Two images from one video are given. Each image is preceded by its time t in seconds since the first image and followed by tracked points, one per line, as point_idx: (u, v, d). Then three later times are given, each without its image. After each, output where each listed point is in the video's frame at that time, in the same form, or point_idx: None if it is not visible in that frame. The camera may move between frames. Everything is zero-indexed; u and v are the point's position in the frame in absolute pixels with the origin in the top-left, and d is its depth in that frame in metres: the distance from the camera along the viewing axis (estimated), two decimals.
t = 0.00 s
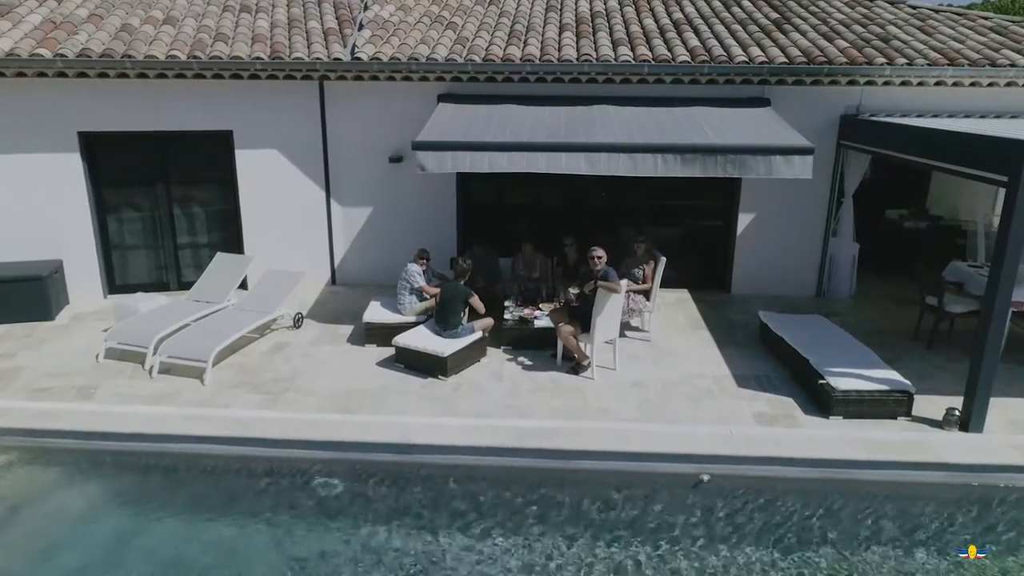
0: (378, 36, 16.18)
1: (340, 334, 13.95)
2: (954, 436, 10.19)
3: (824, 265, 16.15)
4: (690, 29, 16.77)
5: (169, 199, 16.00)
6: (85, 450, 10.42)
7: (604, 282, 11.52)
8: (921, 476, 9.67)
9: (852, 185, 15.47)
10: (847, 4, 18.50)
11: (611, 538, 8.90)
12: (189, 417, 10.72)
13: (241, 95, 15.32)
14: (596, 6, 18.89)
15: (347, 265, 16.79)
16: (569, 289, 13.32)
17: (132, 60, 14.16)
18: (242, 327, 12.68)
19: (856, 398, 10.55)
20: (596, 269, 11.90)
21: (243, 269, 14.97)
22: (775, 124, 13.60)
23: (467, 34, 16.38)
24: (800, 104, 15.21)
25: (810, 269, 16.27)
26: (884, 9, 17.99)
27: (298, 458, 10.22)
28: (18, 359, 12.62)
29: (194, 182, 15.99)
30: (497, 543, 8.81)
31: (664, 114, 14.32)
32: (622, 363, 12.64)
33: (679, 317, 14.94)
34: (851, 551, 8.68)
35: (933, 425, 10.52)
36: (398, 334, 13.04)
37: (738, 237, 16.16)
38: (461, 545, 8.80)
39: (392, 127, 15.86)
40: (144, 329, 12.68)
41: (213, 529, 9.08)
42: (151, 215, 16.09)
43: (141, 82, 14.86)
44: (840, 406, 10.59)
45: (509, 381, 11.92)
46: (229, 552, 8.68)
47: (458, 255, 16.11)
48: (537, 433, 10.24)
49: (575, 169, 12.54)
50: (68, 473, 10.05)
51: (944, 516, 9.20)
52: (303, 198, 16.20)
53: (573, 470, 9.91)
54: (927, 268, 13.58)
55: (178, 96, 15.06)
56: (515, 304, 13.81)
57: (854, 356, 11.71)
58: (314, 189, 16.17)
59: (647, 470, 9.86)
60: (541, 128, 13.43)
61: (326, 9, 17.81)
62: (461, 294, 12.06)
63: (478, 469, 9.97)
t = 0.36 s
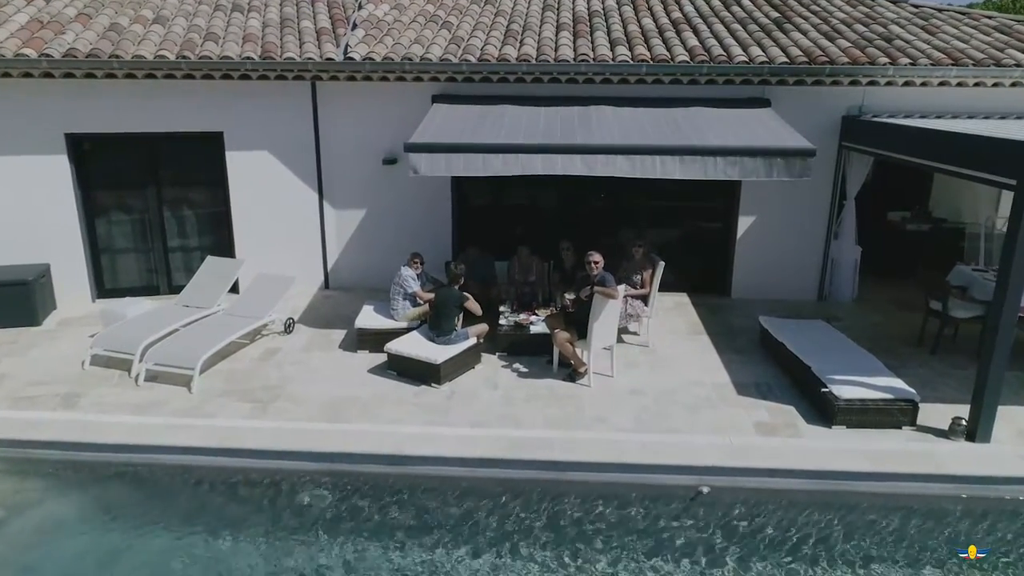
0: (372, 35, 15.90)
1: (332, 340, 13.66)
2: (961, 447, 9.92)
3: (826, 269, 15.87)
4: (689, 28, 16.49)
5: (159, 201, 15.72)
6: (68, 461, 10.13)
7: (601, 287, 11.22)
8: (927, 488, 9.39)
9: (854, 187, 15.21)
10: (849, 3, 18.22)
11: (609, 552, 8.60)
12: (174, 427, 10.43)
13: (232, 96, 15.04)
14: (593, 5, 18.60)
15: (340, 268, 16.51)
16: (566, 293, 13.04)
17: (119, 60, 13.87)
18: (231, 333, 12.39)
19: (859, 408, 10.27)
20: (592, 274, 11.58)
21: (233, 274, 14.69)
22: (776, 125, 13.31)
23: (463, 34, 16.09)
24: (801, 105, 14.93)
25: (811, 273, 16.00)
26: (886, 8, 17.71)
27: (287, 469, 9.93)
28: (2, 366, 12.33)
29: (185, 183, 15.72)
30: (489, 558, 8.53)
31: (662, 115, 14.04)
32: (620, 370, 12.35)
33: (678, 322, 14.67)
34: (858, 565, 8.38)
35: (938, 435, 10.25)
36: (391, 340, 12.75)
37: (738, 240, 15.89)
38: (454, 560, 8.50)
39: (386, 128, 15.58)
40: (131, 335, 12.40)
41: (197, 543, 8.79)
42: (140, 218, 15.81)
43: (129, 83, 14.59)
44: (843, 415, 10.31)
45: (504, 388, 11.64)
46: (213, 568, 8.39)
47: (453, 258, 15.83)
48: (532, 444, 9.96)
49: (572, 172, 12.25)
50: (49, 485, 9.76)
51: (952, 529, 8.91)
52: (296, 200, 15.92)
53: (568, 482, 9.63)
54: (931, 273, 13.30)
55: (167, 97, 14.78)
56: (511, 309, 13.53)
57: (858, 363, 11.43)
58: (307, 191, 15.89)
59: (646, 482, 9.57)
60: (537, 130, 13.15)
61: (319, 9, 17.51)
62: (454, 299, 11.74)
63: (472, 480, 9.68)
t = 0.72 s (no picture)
0: (365, 35, 15.52)
1: (324, 348, 13.27)
2: (974, 461, 9.53)
3: (831, 274, 15.50)
4: (690, 27, 16.10)
5: (147, 204, 15.34)
6: (45, 476, 9.74)
7: (600, 295, 10.91)
8: (940, 506, 9.00)
9: (859, 190, 14.84)
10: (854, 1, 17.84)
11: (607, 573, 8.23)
12: (157, 441, 10.05)
13: (222, 97, 14.67)
14: (593, 4, 18.21)
15: (333, 273, 16.13)
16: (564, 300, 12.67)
17: (105, 60, 13.51)
18: (219, 341, 12.01)
19: (867, 420, 9.90)
20: (591, 281, 11.24)
21: (223, 279, 14.31)
22: (780, 127, 12.93)
23: (458, 33, 15.71)
24: (805, 106, 14.55)
25: (816, 278, 15.62)
26: (892, 7, 17.32)
27: (273, 485, 9.55)
28: None
29: (174, 186, 15.33)
30: None
31: (663, 116, 13.67)
32: (619, 379, 11.97)
33: (679, 329, 14.28)
34: None
35: (951, 449, 9.86)
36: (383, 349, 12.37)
37: (741, 244, 15.51)
38: None
39: (380, 130, 15.21)
40: (115, 344, 12.01)
41: (177, 564, 8.42)
42: (128, 221, 15.41)
43: (116, 83, 14.23)
44: (851, 428, 9.94)
45: (499, 399, 11.26)
46: None
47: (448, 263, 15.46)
48: (528, 459, 9.59)
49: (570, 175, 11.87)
50: (25, 501, 9.38)
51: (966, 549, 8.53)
52: (288, 203, 15.54)
53: (566, 499, 9.25)
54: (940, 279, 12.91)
55: (155, 98, 14.41)
56: (508, 316, 13.16)
57: (866, 373, 11.06)
58: (299, 194, 15.51)
59: (647, 498, 9.19)
60: (534, 131, 12.77)
61: (313, 8, 17.12)
62: (449, 306, 11.40)
63: (466, 497, 9.30)
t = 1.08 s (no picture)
0: (357, 32, 15.07)
1: (312, 356, 12.81)
2: (990, 479, 9.07)
3: (837, 278, 15.04)
4: (692, 25, 15.64)
5: (131, 207, 14.88)
6: (15, 493, 9.30)
7: (598, 303, 10.48)
8: (956, 527, 8.54)
9: (866, 192, 14.40)
10: None
11: None
12: (133, 456, 9.59)
13: (208, 96, 14.24)
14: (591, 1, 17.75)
15: (324, 278, 15.68)
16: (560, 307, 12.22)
17: (85, 58, 13.08)
18: (201, 351, 11.56)
19: (878, 435, 9.45)
20: (589, 287, 10.78)
21: (209, 285, 13.87)
22: (785, 127, 12.47)
23: (453, 31, 15.25)
24: (810, 105, 14.10)
25: (820, 283, 15.17)
26: (898, 4, 16.86)
27: (254, 504, 9.08)
28: None
29: (160, 188, 14.88)
30: None
31: (663, 116, 13.22)
32: (618, 390, 11.51)
33: (680, 336, 13.83)
34: None
35: (965, 465, 9.41)
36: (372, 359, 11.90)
37: (743, 248, 15.06)
38: None
39: (372, 130, 14.77)
40: (93, 354, 11.56)
41: None
42: (112, 224, 14.96)
43: (98, 82, 13.79)
44: (860, 443, 9.49)
45: (493, 411, 10.80)
46: None
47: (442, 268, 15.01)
48: (521, 476, 9.13)
49: (566, 177, 11.42)
50: None
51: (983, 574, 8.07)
52: (276, 206, 15.11)
53: (562, 518, 8.80)
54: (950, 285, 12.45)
55: (138, 98, 13.98)
56: (502, 323, 12.71)
57: (875, 385, 10.60)
58: (287, 196, 15.08)
59: (647, 519, 8.73)
60: (529, 132, 12.32)
61: (303, 5, 16.65)
62: (441, 315, 10.93)
63: (456, 517, 8.84)
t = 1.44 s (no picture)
0: (346, 30, 14.59)
1: (297, 366, 12.32)
2: (1007, 499, 8.60)
3: (841, 283, 14.58)
4: (691, 22, 15.16)
5: (112, 210, 14.41)
6: None
7: (593, 311, 9.93)
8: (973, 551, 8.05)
9: (871, 194, 13.94)
10: None
11: None
12: (103, 474, 9.10)
13: (191, 96, 13.79)
14: None
15: (312, 283, 15.21)
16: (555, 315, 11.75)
17: (62, 56, 12.61)
18: (180, 361, 11.08)
19: (887, 452, 8.99)
20: (584, 295, 10.26)
21: (191, 291, 13.39)
22: (788, 128, 12.01)
23: (445, 28, 14.78)
24: (813, 106, 13.64)
25: (825, 288, 14.70)
26: (904, 1, 16.39)
27: (229, 525, 8.58)
28: None
29: (141, 191, 14.40)
30: None
31: (662, 117, 12.75)
32: (615, 402, 11.04)
33: (679, 344, 13.35)
34: None
35: (980, 483, 8.94)
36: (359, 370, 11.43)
37: (745, 253, 14.59)
38: None
39: (361, 131, 14.30)
40: (67, 364, 11.08)
41: None
42: (93, 227, 14.48)
43: (77, 80, 13.35)
44: (869, 460, 9.02)
45: (484, 425, 10.32)
46: None
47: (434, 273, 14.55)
48: (512, 496, 8.65)
49: (560, 180, 10.95)
50: None
51: None
52: (262, 209, 14.65)
53: (554, 541, 8.31)
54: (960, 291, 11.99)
55: (119, 98, 13.54)
56: (495, 331, 12.24)
57: (883, 397, 10.13)
58: (274, 199, 14.61)
59: (644, 542, 8.25)
60: (522, 132, 11.84)
61: (292, 2, 16.17)
62: (429, 322, 10.51)
63: (443, 540, 8.35)
